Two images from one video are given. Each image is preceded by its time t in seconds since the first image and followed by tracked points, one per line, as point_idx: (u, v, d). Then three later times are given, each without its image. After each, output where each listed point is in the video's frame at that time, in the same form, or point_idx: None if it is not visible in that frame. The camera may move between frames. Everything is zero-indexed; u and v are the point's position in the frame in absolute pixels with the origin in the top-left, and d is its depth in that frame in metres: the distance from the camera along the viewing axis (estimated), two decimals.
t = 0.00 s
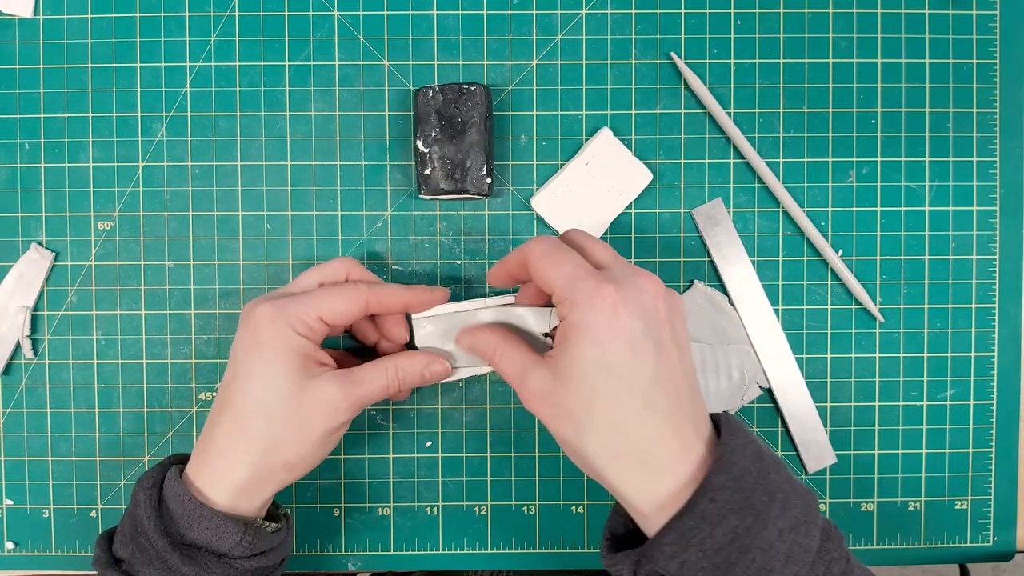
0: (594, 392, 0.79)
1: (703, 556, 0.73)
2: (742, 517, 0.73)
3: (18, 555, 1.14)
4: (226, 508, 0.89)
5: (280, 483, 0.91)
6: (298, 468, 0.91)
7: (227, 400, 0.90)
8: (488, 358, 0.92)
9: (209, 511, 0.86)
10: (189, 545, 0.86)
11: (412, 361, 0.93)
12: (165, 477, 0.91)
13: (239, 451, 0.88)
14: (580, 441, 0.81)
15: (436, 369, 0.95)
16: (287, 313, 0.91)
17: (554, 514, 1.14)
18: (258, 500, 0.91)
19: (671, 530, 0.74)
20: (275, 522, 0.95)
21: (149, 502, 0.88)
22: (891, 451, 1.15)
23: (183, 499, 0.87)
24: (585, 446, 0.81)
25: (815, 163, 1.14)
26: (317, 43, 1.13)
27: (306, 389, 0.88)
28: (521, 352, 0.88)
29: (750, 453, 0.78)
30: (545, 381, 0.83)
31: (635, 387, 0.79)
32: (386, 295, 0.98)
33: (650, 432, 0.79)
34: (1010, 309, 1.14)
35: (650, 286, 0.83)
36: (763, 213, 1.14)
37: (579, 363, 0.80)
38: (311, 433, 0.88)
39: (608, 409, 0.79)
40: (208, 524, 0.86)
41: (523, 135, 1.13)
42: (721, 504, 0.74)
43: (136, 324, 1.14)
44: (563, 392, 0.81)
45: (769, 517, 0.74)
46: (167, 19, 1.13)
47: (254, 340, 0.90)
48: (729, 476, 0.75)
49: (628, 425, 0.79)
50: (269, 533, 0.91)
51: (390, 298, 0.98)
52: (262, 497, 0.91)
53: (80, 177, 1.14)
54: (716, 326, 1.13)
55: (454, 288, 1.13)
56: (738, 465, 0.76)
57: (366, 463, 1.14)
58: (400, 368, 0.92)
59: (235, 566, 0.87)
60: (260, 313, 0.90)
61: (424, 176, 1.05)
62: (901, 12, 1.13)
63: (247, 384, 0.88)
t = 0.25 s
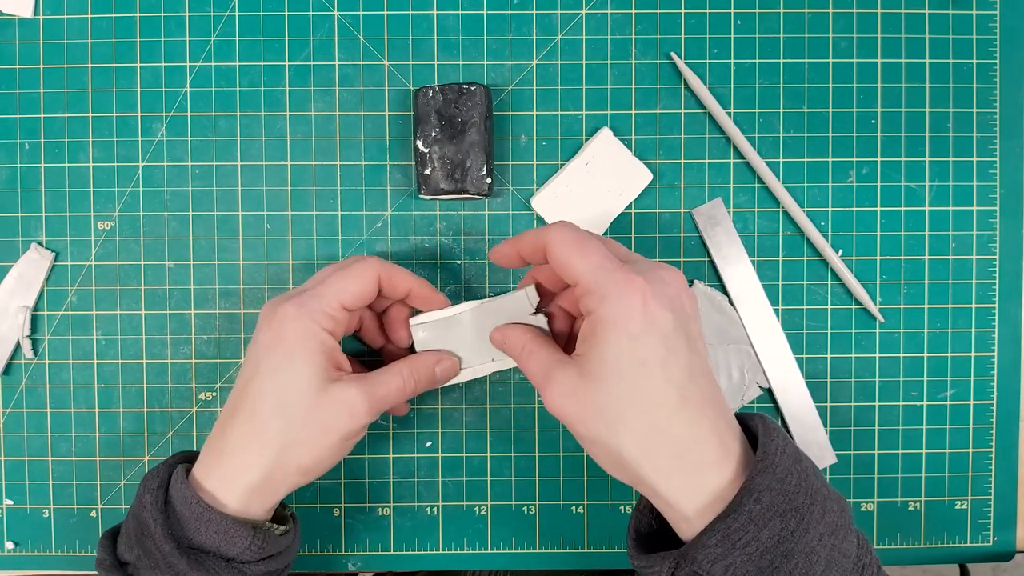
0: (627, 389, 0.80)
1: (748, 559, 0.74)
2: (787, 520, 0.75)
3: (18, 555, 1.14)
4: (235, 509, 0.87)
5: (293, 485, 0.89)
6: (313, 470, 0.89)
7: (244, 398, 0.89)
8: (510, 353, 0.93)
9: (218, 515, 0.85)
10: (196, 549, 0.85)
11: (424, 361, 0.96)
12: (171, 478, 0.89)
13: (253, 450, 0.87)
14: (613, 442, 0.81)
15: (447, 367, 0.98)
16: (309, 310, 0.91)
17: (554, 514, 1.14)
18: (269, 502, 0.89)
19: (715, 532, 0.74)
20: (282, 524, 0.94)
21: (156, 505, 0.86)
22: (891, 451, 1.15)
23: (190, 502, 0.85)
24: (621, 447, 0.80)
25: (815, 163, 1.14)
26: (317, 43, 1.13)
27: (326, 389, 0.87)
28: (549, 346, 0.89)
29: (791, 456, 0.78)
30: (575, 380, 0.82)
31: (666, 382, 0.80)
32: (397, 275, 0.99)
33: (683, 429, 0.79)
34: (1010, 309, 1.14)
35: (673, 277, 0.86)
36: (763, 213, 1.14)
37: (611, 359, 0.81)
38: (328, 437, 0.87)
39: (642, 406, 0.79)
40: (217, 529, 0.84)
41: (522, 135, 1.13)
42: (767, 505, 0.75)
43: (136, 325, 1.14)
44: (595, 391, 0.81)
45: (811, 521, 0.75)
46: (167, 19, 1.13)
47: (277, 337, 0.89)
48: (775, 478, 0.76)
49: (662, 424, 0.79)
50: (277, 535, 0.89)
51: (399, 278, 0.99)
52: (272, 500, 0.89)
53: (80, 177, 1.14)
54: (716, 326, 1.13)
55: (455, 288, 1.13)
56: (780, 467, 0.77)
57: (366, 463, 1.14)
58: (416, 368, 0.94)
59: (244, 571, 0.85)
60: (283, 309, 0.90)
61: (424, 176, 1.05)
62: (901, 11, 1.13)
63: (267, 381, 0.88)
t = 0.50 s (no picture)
0: (647, 359, 0.83)
1: (768, 529, 0.76)
2: (805, 495, 0.78)
3: (19, 555, 1.14)
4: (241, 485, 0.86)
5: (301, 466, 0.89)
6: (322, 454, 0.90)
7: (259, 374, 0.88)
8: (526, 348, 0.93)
9: (221, 490, 0.83)
10: (199, 524, 0.84)
11: (444, 352, 0.93)
12: (170, 454, 0.86)
13: (265, 427, 0.86)
14: (635, 412, 0.83)
15: (465, 364, 0.93)
16: (333, 290, 0.91)
17: (555, 514, 1.15)
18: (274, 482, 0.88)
19: (736, 501, 0.76)
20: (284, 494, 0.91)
21: (155, 480, 0.84)
22: (891, 451, 1.15)
23: (192, 479, 0.84)
24: (643, 417, 0.82)
25: (815, 164, 1.14)
26: (318, 43, 1.13)
27: (344, 373, 0.87)
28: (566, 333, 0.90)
29: (806, 435, 0.82)
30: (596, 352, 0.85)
31: (685, 354, 0.83)
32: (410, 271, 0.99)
33: (703, 399, 0.82)
34: (1009, 309, 1.14)
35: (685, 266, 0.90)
36: (762, 213, 1.14)
37: (631, 331, 0.84)
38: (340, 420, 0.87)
39: (664, 376, 0.82)
40: (221, 505, 0.83)
41: (523, 135, 1.13)
42: (787, 480, 0.78)
43: (136, 324, 1.14)
44: (615, 362, 0.83)
45: (827, 499, 0.79)
46: (167, 19, 1.13)
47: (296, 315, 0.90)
48: (794, 454, 0.79)
49: (682, 394, 0.82)
50: (280, 508, 0.88)
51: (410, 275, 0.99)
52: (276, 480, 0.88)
53: (81, 177, 1.14)
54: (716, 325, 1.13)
55: (455, 288, 1.14)
56: (799, 445, 0.80)
57: (366, 462, 1.14)
58: (431, 360, 0.92)
59: (248, 545, 0.85)
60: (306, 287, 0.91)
61: (425, 176, 1.06)
62: (900, 12, 1.14)
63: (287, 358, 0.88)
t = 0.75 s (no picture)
0: (656, 361, 0.82)
1: (781, 528, 0.76)
2: (818, 494, 0.78)
3: (19, 555, 1.14)
4: (253, 487, 0.88)
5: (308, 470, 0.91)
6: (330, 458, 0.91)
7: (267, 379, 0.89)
8: (533, 357, 0.91)
9: (230, 488, 0.85)
10: (209, 522, 0.85)
11: (449, 360, 0.93)
12: (180, 454, 0.88)
13: (276, 432, 0.88)
14: (647, 416, 0.82)
15: (470, 371, 0.94)
16: (340, 300, 0.91)
17: (555, 514, 1.14)
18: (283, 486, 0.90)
19: (750, 500, 0.77)
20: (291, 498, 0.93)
21: (167, 479, 0.86)
22: (891, 451, 1.15)
23: (202, 476, 0.85)
24: (656, 421, 0.82)
25: (815, 163, 1.14)
26: (318, 43, 1.13)
27: (350, 380, 0.88)
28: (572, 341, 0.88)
29: (817, 435, 0.82)
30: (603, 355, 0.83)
31: (691, 354, 0.83)
32: (434, 283, 0.99)
33: (711, 399, 0.82)
34: (1010, 309, 1.14)
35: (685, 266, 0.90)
36: (763, 213, 1.14)
37: (638, 333, 0.83)
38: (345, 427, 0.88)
39: (673, 379, 0.82)
40: (230, 501, 0.85)
41: (522, 135, 1.13)
42: (800, 478, 0.78)
43: (136, 325, 1.14)
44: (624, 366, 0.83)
45: (840, 498, 0.79)
46: (167, 19, 1.13)
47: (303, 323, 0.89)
48: (806, 452, 0.79)
49: (691, 396, 0.82)
50: (288, 509, 0.89)
51: (436, 286, 1.00)
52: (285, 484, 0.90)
53: (80, 177, 1.14)
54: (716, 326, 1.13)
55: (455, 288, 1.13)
56: (812, 445, 0.80)
57: (366, 463, 1.14)
58: (437, 369, 0.91)
59: (257, 544, 0.86)
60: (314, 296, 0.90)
61: (424, 176, 1.05)
62: (901, 12, 1.13)
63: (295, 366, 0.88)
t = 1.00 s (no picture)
0: (671, 369, 0.82)
1: (790, 530, 0.77)
2: (825, 498, 0.78)
3: (19, 555, 1.14)
4: (255, 472, 0.89)
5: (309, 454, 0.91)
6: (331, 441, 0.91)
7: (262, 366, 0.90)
8: (532, 350, 0.88)
9: (241, 476, 0.85)
10: (219, 510, 0.85)
11: (442, 326, 0.91)
12: (193, 441, 0.89)
13: (271, 414, 0.88)
14: (666, 425, 0.81)
15: (464, 331, 0.93)
16: (333, 282, 0.92)
17: (555, 514, 1.14)
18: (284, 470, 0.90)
19: (759, 503, 0.77)
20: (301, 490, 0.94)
21: (178, 464, 0.86)
22: (891, 452, 1.15)
23: (214, 463, 0.86)
24: (676, 429, 0.81)
25: (815, 163, 1.14)
26: (318, 43, 1.13)
27: (342, 358, 0.88)
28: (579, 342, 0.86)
29: (824, 441, 0.83)
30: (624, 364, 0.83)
31: (706, 362, 0.83)
32: (429, 291, 0.97)
33: (727, 407, 0.83)
34: (1010, 309, 1.14)
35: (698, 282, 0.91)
36: (763, 213, 1.14)
37: (654, 342, 0.83)
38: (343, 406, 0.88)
39: (693, 388, 0.82)
40: (240, 489, 0.85)
41: (523, 135, 1.13)
42: (807, 482, 0.78)
43: (136, 325, 1.14)
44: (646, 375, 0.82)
45: (845, 501, 0.79)
46: (167, 19, 1.13)
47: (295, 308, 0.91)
48: (813, 458, 0.79)
49: (710, 404, 0.82)
50: (298, 501, 0.89)
51: (431, 296, 0.97)
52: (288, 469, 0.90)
53: (80, 177, 1.14)
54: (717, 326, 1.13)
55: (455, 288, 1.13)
56: (817, 449, 0.80)
57: (366, 463, 1.14)
58: (433, 330, 0.91)
59: (265, 533, 0.86)
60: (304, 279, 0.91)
61: (424, 176, 1.05)
62: (901, 12, 1.13)
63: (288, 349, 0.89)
